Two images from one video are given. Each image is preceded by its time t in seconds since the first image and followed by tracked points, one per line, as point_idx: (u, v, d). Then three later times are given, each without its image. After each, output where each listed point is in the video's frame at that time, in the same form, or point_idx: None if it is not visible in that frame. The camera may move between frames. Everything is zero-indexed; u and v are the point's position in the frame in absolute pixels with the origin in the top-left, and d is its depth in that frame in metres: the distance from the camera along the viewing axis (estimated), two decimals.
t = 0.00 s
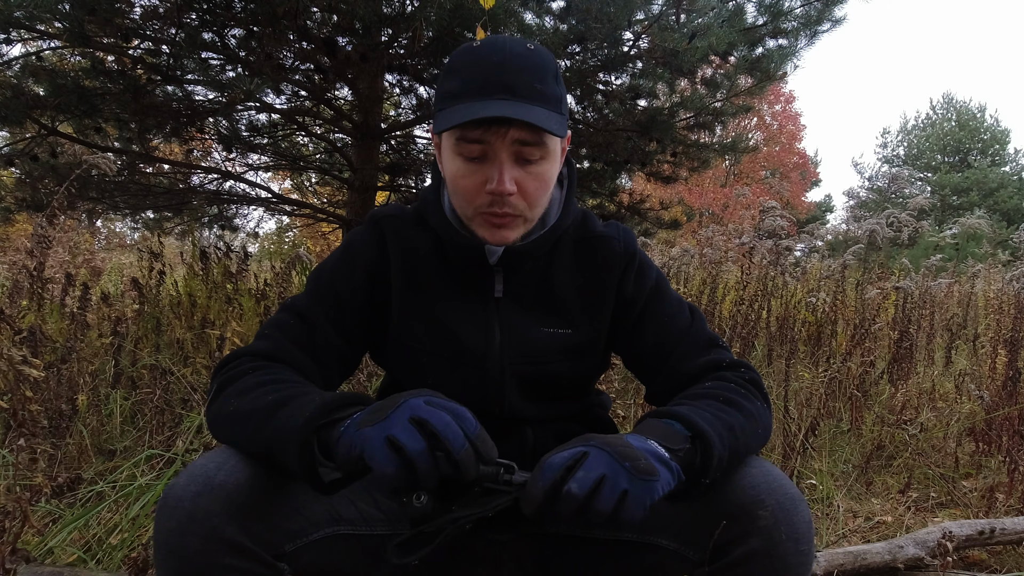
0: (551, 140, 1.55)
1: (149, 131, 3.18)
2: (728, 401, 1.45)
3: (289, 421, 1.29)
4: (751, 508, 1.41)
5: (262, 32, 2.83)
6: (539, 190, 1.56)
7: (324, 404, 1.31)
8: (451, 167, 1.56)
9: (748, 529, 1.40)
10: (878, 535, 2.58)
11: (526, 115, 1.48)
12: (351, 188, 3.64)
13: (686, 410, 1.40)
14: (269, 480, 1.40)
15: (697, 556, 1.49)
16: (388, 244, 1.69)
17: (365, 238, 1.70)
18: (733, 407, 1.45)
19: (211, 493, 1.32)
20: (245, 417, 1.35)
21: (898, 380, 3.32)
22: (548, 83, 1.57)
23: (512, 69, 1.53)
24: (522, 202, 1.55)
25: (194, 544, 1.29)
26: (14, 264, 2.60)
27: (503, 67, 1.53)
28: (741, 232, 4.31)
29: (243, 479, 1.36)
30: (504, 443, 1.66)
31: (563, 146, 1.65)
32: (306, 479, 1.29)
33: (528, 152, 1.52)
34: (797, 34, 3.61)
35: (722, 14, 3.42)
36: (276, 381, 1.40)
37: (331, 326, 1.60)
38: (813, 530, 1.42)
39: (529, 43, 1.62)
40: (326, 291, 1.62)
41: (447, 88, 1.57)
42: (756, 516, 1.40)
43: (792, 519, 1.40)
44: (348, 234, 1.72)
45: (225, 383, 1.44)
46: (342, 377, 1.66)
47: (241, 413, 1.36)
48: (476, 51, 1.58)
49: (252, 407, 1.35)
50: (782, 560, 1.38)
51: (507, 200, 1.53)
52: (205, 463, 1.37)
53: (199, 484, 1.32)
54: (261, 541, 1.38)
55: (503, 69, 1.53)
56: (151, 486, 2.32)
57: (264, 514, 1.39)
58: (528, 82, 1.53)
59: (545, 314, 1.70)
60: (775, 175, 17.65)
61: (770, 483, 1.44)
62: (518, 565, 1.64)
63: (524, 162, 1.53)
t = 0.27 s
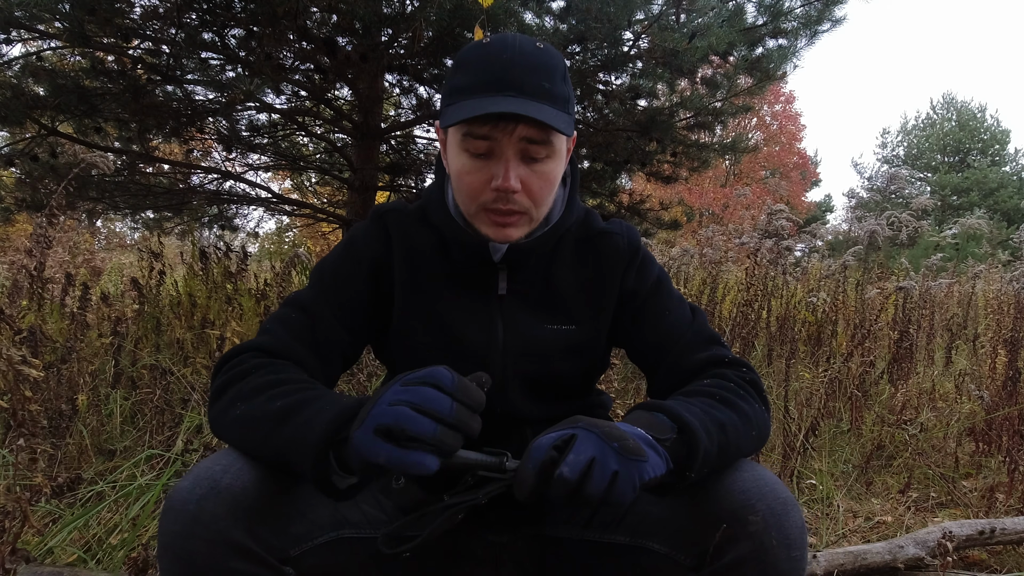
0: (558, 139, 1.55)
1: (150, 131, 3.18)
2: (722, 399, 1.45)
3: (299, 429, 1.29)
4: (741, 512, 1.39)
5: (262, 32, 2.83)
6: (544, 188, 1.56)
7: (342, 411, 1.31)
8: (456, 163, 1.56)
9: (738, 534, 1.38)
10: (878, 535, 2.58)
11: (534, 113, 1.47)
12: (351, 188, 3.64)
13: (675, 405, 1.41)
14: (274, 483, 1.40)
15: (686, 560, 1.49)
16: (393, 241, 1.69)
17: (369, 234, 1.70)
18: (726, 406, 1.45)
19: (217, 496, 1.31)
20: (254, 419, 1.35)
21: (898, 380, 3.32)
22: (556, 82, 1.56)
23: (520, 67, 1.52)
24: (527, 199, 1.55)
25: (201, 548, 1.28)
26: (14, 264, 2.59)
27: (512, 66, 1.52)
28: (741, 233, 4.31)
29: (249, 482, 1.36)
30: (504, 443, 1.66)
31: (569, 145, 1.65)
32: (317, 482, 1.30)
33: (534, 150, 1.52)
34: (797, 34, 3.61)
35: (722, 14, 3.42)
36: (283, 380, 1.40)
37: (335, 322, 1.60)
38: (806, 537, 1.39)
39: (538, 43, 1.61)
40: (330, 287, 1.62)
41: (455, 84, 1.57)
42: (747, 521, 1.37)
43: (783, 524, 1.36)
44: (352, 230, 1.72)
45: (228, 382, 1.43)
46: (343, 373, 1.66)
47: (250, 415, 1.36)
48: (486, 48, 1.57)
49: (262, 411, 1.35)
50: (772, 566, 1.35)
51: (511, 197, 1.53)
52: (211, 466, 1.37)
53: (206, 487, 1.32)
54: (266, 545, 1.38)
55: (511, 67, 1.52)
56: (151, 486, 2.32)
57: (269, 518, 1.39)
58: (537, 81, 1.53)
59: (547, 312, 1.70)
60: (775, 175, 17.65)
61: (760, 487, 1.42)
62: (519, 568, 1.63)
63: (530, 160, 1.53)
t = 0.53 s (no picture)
0: (551, 129, 1.56)
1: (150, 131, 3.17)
2: (719, 403, 1.45)
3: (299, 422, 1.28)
4: (744, 512, 1.40)
5: (262, 32, 2.83)
6: (539, 178, 1.57)
7: (336, 401, 1.28)
8: (453, 155, 1.57)
9: (741, 534, 1.39)
10: (878, 535, 2.58)
11: (527, 99, 1.48)
12: (351, 188, 3.64)
13: (679, 414, 1.41)
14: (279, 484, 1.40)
15: (689, 559, 1.50)
16: (393, 242, 1.69)
17: (369, 236, 1.71)
18: (724, 409, 1.44)
19: (221, 497, 1.31)
20: (255, 418, 1.35)
21: (898, 380, 3.32)
22: (549, 73, 1.57)
23: (513, 56, 1.53)
24: (523, 189, 1.56)
25: (204, 549, 1.28)
26: (14, 264, 2.59)
27: (504, 55, 1.53)
28: (741, 233, 4.31)
29: (253, 484, 1.35)
30: (507, 442, 1.65)
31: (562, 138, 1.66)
32: (318, 477, 1.28)
33: (529, 139, 1.53)
34: (797, 34, 3.61)
35: (722, 14, 3.42)
36: (281, 381, 1.40)
37: (338, 325, 1.61)
38: (809, 532, 1.40)
39: (529, 36, 1.62)
40: (333, 289, 1.62)
41: (449, 76, 1.58)
42: (750, 521, 1.39)
43: (786, 523, 1.38)
44: (353, 231, 1.72)
45: (231, 384, 1.45)
46: (345, 374, 1.66)
47: (251, 416, 1.36)
48: (478, 41, 1.59)
49: (260, 410, 1.35)
50: (775, 564, 1.36)
51: (507, 186, 1.54)
52: (214, 466, 1.36)
53: (209, 488, 1.31)
54: (270, 546, 1.38)
55: (504, 56, 1.53)
56: (151, 486, 2.32)
57: (273, 519, 1.39)
58: (530, 70, 1.53)
59: (546, 308, 1.70)
60: (775, 175, 17.64)
61: (763, 487, 1.42)
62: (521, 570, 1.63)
63: (524, 150, 1.54)
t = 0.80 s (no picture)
0: (543, 124, 1.56)
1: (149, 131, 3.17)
2: (731, 399, 1.46)
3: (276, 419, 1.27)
4: (755, 507, 1.41)
5: (262, 32, 2.83)
6: (531, 173, 1.57)
7: (292, 396, 1.27)
8: (445, 150, 1.59)
9: (752, 528, 1.40)
10: (878, 535, 2.58)
11: (517, 92, 1.49)
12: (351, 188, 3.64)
13: (704, 414, 1.39)
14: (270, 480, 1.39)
15: (697, 554, 1.49)
16: (388, 245, 1.70)
17: (364, 240, 1.71)
18: (737, 407, 1.45)
19: (212, 493, 1.31)
20: (234, 418, 1.35)
21: (898, 380, 3.32)
22: (541, 67, 1.57)
23: (504, 50, 1.53)
24: (514, 183, 1.56)
25: (196, 545, 1.28)
26: (14, 264, 2.59)
27: (495, 49, 1.53)
28: (741, 233, 4.31)
29: (243, 479, 1.35)
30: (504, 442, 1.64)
31: (555, 135, 1.66)
32: (288, 473, 1.29)
33: (520, 133, 1.54)
34: (797, 34, 3.61)
35: (722, 14, 3.42)
36: (262, 380, 1.38)
37: (332, 328, 1.60)
38: (815, 528, 1.42)
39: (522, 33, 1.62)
40: (327, 293, 1.62)
41: (441, 70, 1.59)
42: (760, 516, 1.40)
43: (795, 517, 1.40)
44: (346, 236, 1.72)
45: (224, 386, 1.45)
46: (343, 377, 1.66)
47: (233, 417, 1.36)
48: (472, 35, 1.59)
49: (238, 409, 1.35)
50: (784, 558, 1.37)
51: (497, 181, 1.54)
52: (206, 463, 1.36)
53: (200, 485, 1.32)
54: (262, 542, 1.37)
55: (494, 50, 1.53)
56: (151, 486, 2.32)
57: (266, 514, 1.38)
58: (521, 65, 1.53)
59: (542, 307, 1.70)
60: (775, 175, 17.63)
61: (773, 482, 1.44)
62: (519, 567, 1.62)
63: (515, 145, 1.55)
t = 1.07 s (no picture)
0: (540, 130, 1.57)
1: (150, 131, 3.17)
2: (732, 395, 1.46)
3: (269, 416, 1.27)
4: (757, 502, 1.40)
5: (262, 32, 2.82)
6: (528, 179, 1.57)
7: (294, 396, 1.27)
8: (442, 155, 1.59)
9: (754, 524, 1.40)
10: (878, 535, 2.58)
11: (513, 99, 1.49)
12: (351, 188, 3.64)
13: (696, 404, 1.40)
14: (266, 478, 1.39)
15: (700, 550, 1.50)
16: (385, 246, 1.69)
17: (362, 241, 1.71)
18: (738, 403, 1.45)
19: (208, 492, 1.31)
20: (232, 418, 1.35)
21: (898, 380, 3.32)
22: (537, 73, 1.57)
23: (500, 56, 1.53)
24: (511, 189, 1.57)
25: (192, 543, 1.28)
26: (14, 264, 2.60)
27: (491, 54, 1.53)
28: (741, 233, 4.31)
29: (240, 477, 1.35)
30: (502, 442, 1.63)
31: (553, 140, 1.66)
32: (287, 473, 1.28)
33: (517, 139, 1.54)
34: (797, 34, 3.61)
35: (722, 14, 3.42)
36: (262, 380, 1.39)
37: (329, 329, 1.60)
38: (818, 521, 1.42)
39: (519, 37, 1.62)
40: (323, 293, 1.62)
41: (437, 75, 1.60)
42: (763, 511, 1.39)
43: (798, 511, 1.39)
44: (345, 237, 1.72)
45: (220, 385, 1.44)
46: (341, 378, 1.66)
47: (231, 415, 1.36)
48: (468, 40, 1.59)
49: (237, 409, 1.35)
50: (789, 553, 1.38)
51: (494, 186, 1.55)
52: (202, 461, 1.36)
53: (196, 483, 1.31)
54: (258, 539, 1.37)
55: (490, 56, 1.53)
56: (151, 486, 2.32)
57: (262, 511, 1.38)
58: (517, 71, 1.53)
59: (541, 311, 1.70)
60: (775, 175, 17.63)
61: (775, 476, 1.43)
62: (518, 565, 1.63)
63: (512, 150, 1.55)
